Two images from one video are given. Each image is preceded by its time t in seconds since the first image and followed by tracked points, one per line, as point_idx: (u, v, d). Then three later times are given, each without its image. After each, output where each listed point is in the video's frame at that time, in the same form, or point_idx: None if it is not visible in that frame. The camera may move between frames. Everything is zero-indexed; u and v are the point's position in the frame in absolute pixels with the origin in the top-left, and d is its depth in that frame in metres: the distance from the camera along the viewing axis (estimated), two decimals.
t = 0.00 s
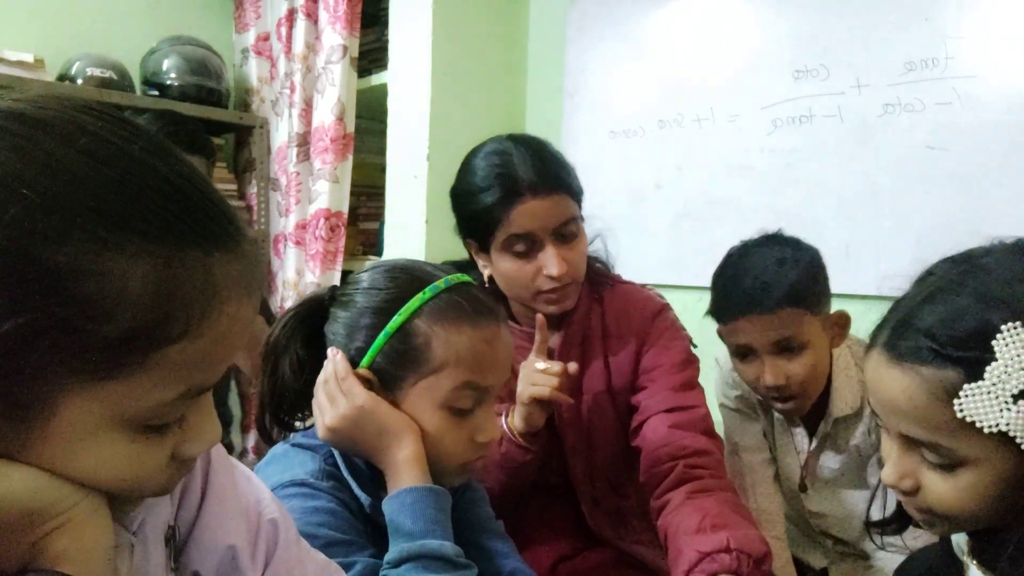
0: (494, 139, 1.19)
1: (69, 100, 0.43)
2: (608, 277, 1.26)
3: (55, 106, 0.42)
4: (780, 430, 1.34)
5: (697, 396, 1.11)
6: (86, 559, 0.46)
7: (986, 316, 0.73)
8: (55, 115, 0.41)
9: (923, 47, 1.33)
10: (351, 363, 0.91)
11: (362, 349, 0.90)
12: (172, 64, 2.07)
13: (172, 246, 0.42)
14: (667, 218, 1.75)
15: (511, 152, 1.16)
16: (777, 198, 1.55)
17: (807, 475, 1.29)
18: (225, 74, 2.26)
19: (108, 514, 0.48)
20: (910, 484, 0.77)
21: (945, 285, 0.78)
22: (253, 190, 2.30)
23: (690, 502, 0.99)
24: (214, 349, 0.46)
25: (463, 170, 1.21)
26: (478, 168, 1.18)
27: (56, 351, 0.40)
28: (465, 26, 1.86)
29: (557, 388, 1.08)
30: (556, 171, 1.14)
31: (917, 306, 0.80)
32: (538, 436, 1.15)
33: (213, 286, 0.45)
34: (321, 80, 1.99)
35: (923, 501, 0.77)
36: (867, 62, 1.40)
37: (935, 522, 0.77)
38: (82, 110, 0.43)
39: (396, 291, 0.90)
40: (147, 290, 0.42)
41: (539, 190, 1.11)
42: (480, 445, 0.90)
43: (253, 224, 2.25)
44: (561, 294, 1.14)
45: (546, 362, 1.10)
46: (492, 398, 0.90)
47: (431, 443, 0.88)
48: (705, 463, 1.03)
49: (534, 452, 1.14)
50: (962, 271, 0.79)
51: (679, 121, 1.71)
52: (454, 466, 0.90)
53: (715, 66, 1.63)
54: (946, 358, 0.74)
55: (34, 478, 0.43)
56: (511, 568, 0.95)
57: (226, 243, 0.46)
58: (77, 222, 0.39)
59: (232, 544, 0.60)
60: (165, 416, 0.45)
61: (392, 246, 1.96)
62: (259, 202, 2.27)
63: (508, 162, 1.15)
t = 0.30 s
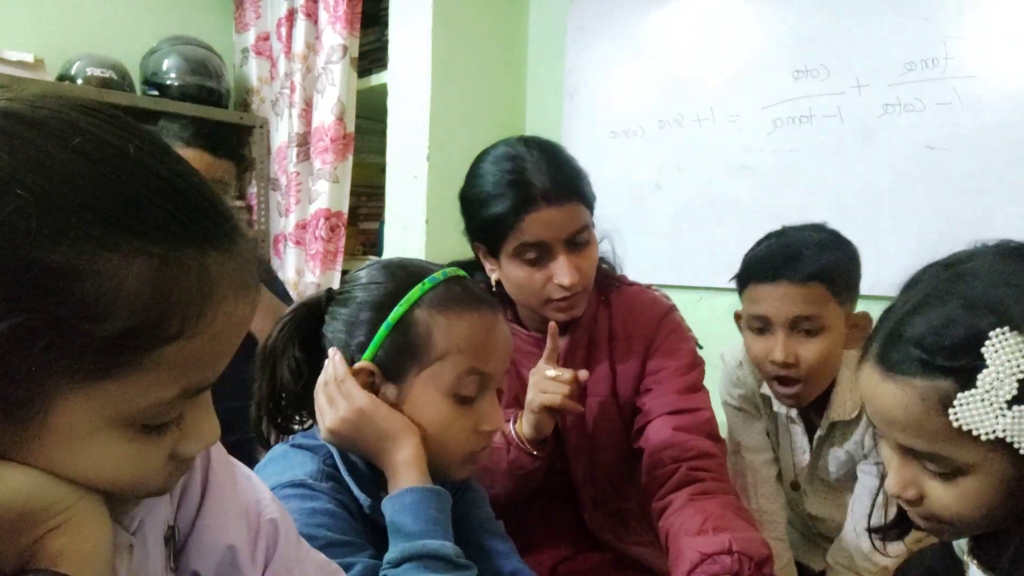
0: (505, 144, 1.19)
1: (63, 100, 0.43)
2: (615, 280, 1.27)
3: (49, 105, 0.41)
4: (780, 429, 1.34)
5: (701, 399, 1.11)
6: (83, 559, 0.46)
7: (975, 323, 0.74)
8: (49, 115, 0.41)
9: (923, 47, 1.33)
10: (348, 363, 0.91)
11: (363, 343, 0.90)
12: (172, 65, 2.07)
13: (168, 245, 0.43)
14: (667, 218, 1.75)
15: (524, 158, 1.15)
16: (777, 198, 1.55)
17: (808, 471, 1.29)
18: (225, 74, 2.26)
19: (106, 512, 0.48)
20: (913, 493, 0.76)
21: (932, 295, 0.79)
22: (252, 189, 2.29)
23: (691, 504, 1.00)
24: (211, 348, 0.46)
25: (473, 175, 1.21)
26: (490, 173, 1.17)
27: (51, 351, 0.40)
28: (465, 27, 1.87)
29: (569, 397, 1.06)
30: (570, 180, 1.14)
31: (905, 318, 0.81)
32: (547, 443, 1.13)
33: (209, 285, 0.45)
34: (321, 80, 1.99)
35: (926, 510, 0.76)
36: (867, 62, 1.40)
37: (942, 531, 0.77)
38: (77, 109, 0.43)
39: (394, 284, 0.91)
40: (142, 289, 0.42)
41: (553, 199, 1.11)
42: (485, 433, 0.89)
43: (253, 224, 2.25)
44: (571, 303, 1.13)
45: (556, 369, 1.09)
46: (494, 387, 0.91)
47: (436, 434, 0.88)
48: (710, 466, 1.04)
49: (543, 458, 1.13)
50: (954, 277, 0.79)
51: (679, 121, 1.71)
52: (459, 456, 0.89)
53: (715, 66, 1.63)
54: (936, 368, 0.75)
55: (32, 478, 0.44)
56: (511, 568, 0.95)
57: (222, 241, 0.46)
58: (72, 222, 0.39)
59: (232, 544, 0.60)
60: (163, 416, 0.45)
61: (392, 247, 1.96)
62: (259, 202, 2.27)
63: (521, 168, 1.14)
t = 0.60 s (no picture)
0: (508, 145, 1.19)
1: (71, 101, 0.42)
2: (617, 281, 1.26)
3: (57, 106, 0.41)
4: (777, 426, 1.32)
5: (704, 401, 1.11)
6: (88, 561, 0.45)
7: (968, 322, 0.73)
8: (58, 115, 0.40)
9: (923, 47, 1.33)
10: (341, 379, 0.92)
11: (366, 332, 0.90)
12: (172, 65, 2.07)
13: (175, 247, 0.42)
14: (667, 218, 1.75)
15: (528, 159, 1.16)
16: (777, 197, 1.55)
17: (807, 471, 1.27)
18: (225, 74, 2.26)
19: (110, 515, 0.47)
20: (909, 494, 0.77)
21: (923, 295, 0.79)
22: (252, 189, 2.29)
23: (694, 504, 1.00)
24: (217, 348, 0.46)
25: (475, 178, 1.21)
26: (493, 175, 1.17)
27: (59, 351, 0.40)
28: (465, 27, 1.86)
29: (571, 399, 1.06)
30: (574, 183, 1.14)
31: (897, 317, 0.81)
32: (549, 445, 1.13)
33: (216, 286, 0.45)
34: (321, 80, 1.99)
35: (924, 511, 0.77)
36: (867, 61, 1.40)
37: (941, 530, 0.77)
38: (85, 110, 0.42)
39: (393, 275, 0.93)
40: (150, 291, 0.41)
41: (557, 200, 1.11)
42: (490, 418, 0.89)
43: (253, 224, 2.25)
44: (574, 305, 1.14)
45: (559, 372, 1.09)
46: (495, 371, 0.92)
47: (439, 420, 0.88)
48: (712, 467, 1.04)
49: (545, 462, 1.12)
50: (944, 279, 0.78)
51: (679, 121, 1.71)
52: (463, 440, 0.89)
53: (715, 66, 1.63)
54: (930, 366, 0.74)
55: (36, 479, 0.43)
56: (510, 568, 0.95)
57: (228, 243, 0.46)
58: (80, 222, 0.38)
59: (233, 544, 0.60)
60: (168, 416, 0.45)
61: (392, 247, 1.96)
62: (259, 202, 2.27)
63: (524, 168, 1.14)
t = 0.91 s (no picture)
0: (506, 147, 1.19)
1: (78, 102, 0.42)
2: (617, 281, 1.27)
3: (66, 107, 0.41)
4: (768, 426, 1.24)
5: (703, 401, 1.12)
6: (93, 561, 0.45)
7: (979, 307, 0.74)
8: (66, 116, 0.40)
9: (923, 48, 1.33)
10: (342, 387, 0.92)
11: (367, 327, 0.90)
12: (172, 65, 2.07)
13: (183, 249, 0.42)
14: (667, 217, 1.75)
15: (526, 160, 1.16)
16: (777, 197, 1.55)
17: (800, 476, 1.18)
18: (225, 74, 2.26)
19: (114, 516, 0.47)
20: (908, 485, 0.76)
21: (934, 282, 0.80)
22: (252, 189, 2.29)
23: (693, 504, 1.00)
24: (223, 349, 0.46)
25: (474, 179, 1.21)
26: (491, 177, 1.17)
27: (67, 352, 0.40)
28: (465, 27, 1.87)
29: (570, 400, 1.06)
30: (572, 185, 1.14)
31: (907, 304, 0.81)
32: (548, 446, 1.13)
33: (223, 287, 0.45)
34: (321, 80, 1.99)
35: (921, 501, 0.76)
36: (867, 62, 1.40)
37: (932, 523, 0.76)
38: (92, 111, 0.42)
39: (395, 270, 0.93)
40: (157, 292, 0.41)
41: (555, 202, 1.11)
42: (489, 414, 0.90)
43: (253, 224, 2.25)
44: (572, 305, 1.14)
45: (558, 373, 1.09)
46: (494, 369, 0.92)
47: (439, 415, 0.87)
48: (711, 467, 1.04)
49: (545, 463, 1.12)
50: (949, 275, 0.79)
51: (679, 121, 1.71)
52: (462, 433, 0.88)
53: (715, 66, 1.64)
54: (940, 350, 0.75)
55: (43, 478, 0.43)
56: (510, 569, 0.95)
57: (235, 244, 0.46)
58: (89, 223, 0.38)
59: (233, 543, 0.60)
60: (174, 416, 0.45)
61: (391, 246, 1.96)
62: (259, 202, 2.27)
63: (522, 170, 1.14)
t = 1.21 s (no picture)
0: (502, 146, 1.19)
1: (78, 101, 0.42)
2: (614, 280, 1.27)
3: (66, 106, 0.41)
4: (762, 427, 1.23)
5: (701, 400, 1.12)
6: (94, 562, 0.45)
7: (979, 315, 0.74)
8: (67, 116, 0.40)
9: (923, 48, 1.33)
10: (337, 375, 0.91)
11: (362, 328, 0.90)
12: (172, 65, 2.07)
13: (183, 249, 0.42)
14: (667, 217, 1.75)
15: (521, 159, 1.16)
16: (777, 197, 1.55)
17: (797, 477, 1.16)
18: (225, 74, 2.26)
19: (114, 516, 0.47)
20: (921, 491, 0.76)
21: (935, 288, 0.80)
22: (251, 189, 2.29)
23: (692, 505, 1.00)
24: (224, 349, 0.46)
25: (470, 178, 1.20)
26: (487, 175, 1.17)
27: (67, 351, 0.40)
28: (465, 27, 1.87)
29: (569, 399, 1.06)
30: (567, 183, 1.14)
31: (907, 311, 0.81)
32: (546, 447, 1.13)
33: (224, 287, 0.45)
34: (321, 80, 1.99)
35: (933, 507, 0.76)
36: (867, 61, 1.40)
37: (954, 527, 0.76)
38: (92, 110, 0.42)
39: (391, 271, 0.93)
40: (158, 292, 0.41)
41: (550, 201, 1.11)
42: (481, 419, 0.89)
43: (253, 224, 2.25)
44: (569, 304, 1.14)
45: (557, 373, 1.09)
46: (487, 372, 0.92)
47: (433, 418, 0.87)
48: (711, 467, 1.04)
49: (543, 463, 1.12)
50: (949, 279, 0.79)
51: (679, 121, 1.71)
52: (454, 437, 0.88)
53: (715, 66, 1.63)
54: (941, 359, 0.75)
55: (41, 479, 0.43)
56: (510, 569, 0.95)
57: (235, 244, 0.46)
58: (90, 223, 0.38)
59: (232, 544, 0.60)
60: (174, 416, 0.45)
61: (391, 246, 1.96)
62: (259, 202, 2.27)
63: (517, 169, 1.14)
